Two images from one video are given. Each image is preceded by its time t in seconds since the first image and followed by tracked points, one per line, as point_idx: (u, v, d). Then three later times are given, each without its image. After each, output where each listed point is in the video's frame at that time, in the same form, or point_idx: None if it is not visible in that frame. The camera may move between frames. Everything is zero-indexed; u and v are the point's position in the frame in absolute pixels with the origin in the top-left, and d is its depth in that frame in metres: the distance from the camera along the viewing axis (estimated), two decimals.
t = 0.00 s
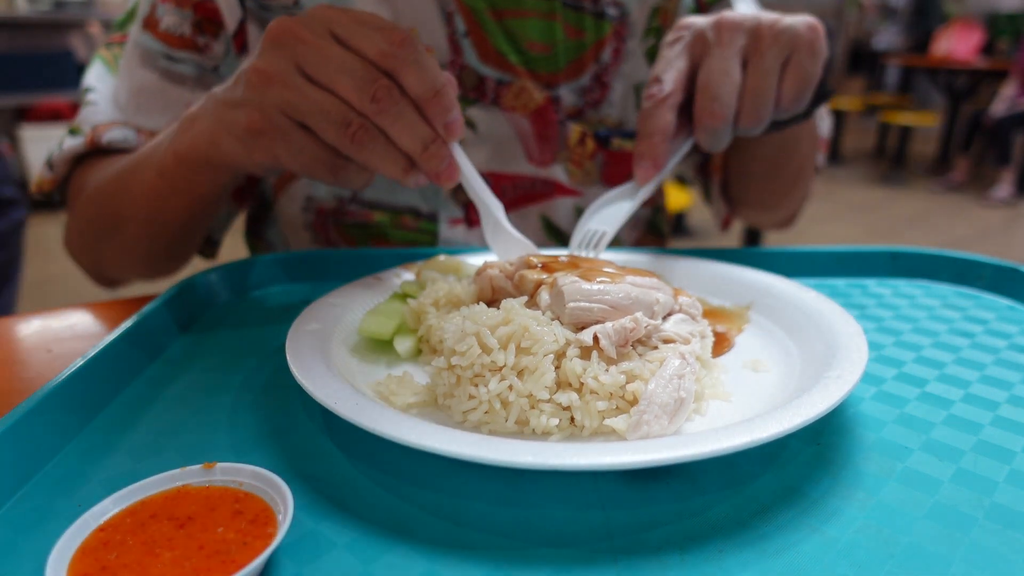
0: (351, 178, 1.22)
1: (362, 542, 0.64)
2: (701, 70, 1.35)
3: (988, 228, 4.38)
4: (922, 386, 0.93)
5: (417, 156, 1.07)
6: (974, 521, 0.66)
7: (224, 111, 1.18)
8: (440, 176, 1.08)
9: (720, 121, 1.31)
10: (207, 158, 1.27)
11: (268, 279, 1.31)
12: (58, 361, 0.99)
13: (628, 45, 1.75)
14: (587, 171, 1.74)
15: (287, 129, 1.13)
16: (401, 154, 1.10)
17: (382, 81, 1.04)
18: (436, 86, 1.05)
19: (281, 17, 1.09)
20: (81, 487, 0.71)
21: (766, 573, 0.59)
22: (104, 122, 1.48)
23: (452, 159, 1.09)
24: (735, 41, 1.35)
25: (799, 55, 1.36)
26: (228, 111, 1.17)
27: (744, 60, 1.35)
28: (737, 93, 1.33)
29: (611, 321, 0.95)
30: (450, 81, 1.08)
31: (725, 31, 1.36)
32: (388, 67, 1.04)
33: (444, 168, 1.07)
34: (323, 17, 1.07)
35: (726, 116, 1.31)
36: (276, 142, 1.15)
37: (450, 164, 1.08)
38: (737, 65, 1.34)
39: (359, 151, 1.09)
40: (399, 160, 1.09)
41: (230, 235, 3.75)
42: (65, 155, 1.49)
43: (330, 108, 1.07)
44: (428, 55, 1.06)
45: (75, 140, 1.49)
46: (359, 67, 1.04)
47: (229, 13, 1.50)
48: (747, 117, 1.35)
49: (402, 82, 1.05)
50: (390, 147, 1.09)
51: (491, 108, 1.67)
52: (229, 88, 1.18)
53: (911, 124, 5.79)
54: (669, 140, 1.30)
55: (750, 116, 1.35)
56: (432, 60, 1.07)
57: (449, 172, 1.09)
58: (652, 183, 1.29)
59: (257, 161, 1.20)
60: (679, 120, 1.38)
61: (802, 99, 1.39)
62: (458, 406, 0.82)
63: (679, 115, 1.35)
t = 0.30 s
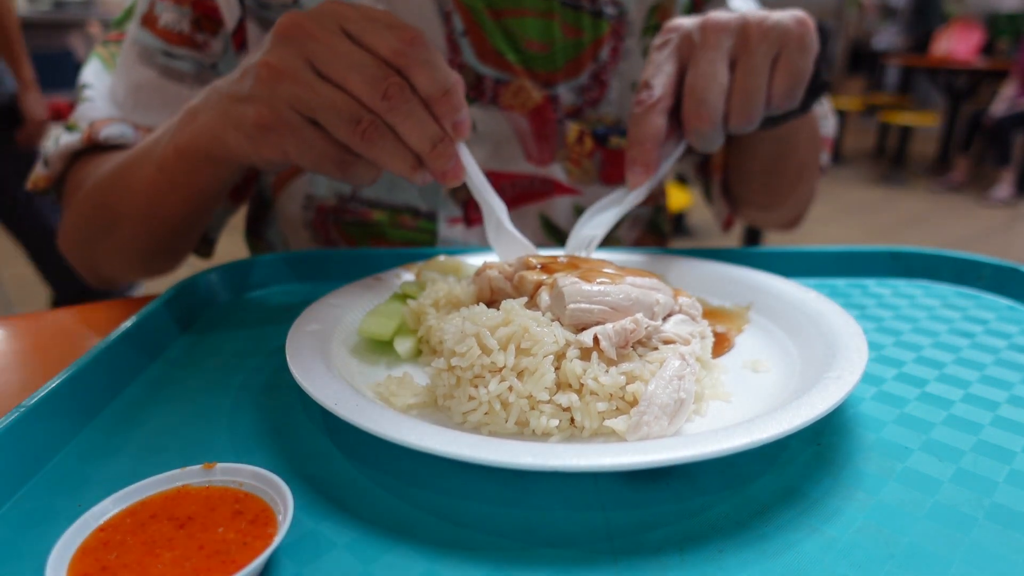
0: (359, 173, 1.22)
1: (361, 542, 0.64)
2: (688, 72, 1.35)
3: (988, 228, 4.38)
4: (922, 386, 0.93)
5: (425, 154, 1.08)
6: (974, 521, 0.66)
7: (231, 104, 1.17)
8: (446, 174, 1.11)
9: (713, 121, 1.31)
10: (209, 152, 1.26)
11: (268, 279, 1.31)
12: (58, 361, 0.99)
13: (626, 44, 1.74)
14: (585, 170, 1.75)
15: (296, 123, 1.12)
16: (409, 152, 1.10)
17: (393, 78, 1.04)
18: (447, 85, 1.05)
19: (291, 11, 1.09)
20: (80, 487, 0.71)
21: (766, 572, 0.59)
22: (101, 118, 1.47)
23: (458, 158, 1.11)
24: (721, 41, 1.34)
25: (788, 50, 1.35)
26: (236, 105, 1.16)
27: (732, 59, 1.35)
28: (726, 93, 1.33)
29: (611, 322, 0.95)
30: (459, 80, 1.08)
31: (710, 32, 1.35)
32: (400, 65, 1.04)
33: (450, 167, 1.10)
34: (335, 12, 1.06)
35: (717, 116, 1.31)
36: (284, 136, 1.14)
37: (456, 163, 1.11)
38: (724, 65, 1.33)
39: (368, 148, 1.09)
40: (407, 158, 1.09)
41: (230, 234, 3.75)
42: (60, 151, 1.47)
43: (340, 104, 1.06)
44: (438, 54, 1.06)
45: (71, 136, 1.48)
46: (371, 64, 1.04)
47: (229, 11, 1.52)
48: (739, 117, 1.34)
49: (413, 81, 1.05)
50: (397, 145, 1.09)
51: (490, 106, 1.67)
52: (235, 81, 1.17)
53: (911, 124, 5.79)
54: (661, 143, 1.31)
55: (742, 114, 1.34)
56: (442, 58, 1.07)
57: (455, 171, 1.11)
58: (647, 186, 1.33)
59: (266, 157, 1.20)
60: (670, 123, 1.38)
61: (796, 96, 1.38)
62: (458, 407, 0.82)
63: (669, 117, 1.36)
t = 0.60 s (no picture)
0: (354, 182, 1.22)
1: (361, 542, 0.64)
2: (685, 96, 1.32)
3: (988, 228, 4.38)
4: (922, 386, 0.93)
5: (420, 164, 1.06)
6: (974, 521, 0.66)
7: (224, 115, 1.17)
8: (443, 183, 1.08)
9: (709, 139, 1.31)
10: (206, 156, 1.26)
11: (268, 279, 1.31)
12: (58, 361, 0.99)
13: (625, 44, 1.74)
14: (584, 171, 1.74)
15: (290, 132, 1.12)
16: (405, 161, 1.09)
17: (386, 89, 1.03)
18: (441, 94, 1.04)
19: (282, 20, 1.07)
20: (80, 487, 0.71)
21: (766, 572, 0.59)
22: (98, 119, 1.48)
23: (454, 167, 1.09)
24: (716, 68, 1.33)
25: (781, 76, 1.35)
26: (230, 115, 1.16)
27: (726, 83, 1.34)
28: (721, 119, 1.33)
29: (611, 322, 0.95)
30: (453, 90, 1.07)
31: (706, 59, 1.33)
32: (393, 74, 1.03)
33: (446, 175, 1.08)
34: (327, 22, 1.05)
35: (711, 137, 1.31)
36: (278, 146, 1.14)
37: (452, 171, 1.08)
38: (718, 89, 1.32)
39: (363, 158, 1.08)
40: (403, 167, 1.09)
41: (230, 234, 3.75)
42: (57, 152, 1.48)
43: (334, 114, 1.06)
44: (432, 63, 1.05)
45: (68, 136, 1.48)
46: (364, 73, 1.03)
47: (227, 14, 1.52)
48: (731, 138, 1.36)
49: (406, 90, 1.04)
50: (392, 154, 1.08)
51: (487, 108, 1.67)
52: (229, 91, 1.17)
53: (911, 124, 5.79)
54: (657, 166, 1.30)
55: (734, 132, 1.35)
56: (435, 65, 1.06)
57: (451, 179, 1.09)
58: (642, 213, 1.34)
59: (262, 165, 1.21)
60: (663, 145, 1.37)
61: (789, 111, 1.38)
62: (458, 407, 0.82)
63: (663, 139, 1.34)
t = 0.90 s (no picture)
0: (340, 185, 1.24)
1: (360, 541, 0.64)
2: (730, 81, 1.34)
3: (988, 228, 4.38)
4: (922, 386, 0.93)
5: (399, 162, 1.07)
6: (974, 521, 0.66)
7: (204, 131, 1.18)
8: (427, 175, 1.08)
9: (740, 130, 1.31)
10: (191, 165, 1.26)
11: (268, 279, 1.31)
12: (58, 361, 0.99)
13: (624, 47, 1.76)
14: (583, 174, 1.73)
15: (269, 145, 1.13)
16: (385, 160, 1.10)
17: (354, 92, 1.03)
18: (410, 89, 1.03)
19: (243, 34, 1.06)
20: (80, 487, 0.71)
21: (766, 572, 0.59)
22: (98, 125, 1.47)
23: (436, 159, 1.09)
24: (767, 66, 1.36)
25: (819, 95, 1.40)
26: (209, 132, 1.17)
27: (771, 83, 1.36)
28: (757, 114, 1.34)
29: (611, 322, 0.95)
30: (423, 82, 1.05)
31: (765, 54, 1.37)
32: (358, 76, 1.02)
33: (429, 167, 1.07)
34: (287, 28, 1.03)
35: (742, 131, 1.32)
36: (261, 159, 1.16)
37: (435, 164, 1.08)
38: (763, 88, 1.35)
39: (343, 164, 1.09)
40: (384, 165, 1.10)
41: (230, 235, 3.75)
42: (59, 159, 1.48)
43: (307, 125, 1.06)
44: (397, 57, 1.03)
45: (69, 143, 1.48)
46: (331, 79, 1.02)
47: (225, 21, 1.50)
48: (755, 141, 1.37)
49: (374, 90, 1.03)
50: (371, 154, 1.09)
51: (486, 110, 1.67)
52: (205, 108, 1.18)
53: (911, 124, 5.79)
54: (683, 143, 1.30)
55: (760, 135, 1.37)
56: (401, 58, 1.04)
57: (434, 173, 1.09)
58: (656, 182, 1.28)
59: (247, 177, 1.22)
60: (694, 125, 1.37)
61: (812, 131, 1.44)
62: (458, 408, 0.82)
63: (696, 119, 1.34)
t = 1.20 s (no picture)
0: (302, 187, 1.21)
1: (360, 541, 0.64)
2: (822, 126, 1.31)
3: (988, 228, 4.38)
4: (922, 386, 0.93)
5: (351, 151, 1.01)
6: (974, 521, 0.66)
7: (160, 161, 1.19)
8: (384, 158, 1.03)
9: (790, 164, 1.31)
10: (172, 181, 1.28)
11: (268, 278, 1.31)
12: (59, 361, 0.99)
13: (629, 55, 1.77)
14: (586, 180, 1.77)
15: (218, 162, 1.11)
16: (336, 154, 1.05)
17: (283, 91, 0.99)
18: (339, 74, 0.97)
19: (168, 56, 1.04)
20: (81, 487, 0.71)
21: (766, 572, 0.59)
22: (98, 131, 1.47)
23: (388, 140, 1.02)
24: (855, 141, 1.33)
25: (861, 189, 1.38)
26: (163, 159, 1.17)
27: (847, 156, 1.34)
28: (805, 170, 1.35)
29: (611, 322, 0.95)
30: (353, 63, 0.99)
31: (858, 140, 1.33)
32: (284, 74, 0.98)
33: (383, 151, 1.01)
34: (203, 39, 1.02)
35: (783, 173, 1.33)
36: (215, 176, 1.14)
37: (389, 146, 1.02)
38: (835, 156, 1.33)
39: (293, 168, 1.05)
40: (335, 160, 1.04)
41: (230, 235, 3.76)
42: (61, 165, 1.49)
43: (248, 136, 1.03)
44: (317, 44, 0.98)
45: (73, 150, 1.50)
46: (257, 85, 0.99)
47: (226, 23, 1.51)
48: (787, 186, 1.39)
49: (302, 84, 0.98)
50: (322, 150, 1.04)
51: (488, 115, 1.66)
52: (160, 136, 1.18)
53: (911, 124, 5.80)
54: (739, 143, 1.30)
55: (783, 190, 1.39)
56: (324, 45, 0.99)
57: (390, 155, 1.03)
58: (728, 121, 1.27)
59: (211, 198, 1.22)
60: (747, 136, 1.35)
61: (841, 216, 1.45)
62: (458, 408, 0.82)
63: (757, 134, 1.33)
